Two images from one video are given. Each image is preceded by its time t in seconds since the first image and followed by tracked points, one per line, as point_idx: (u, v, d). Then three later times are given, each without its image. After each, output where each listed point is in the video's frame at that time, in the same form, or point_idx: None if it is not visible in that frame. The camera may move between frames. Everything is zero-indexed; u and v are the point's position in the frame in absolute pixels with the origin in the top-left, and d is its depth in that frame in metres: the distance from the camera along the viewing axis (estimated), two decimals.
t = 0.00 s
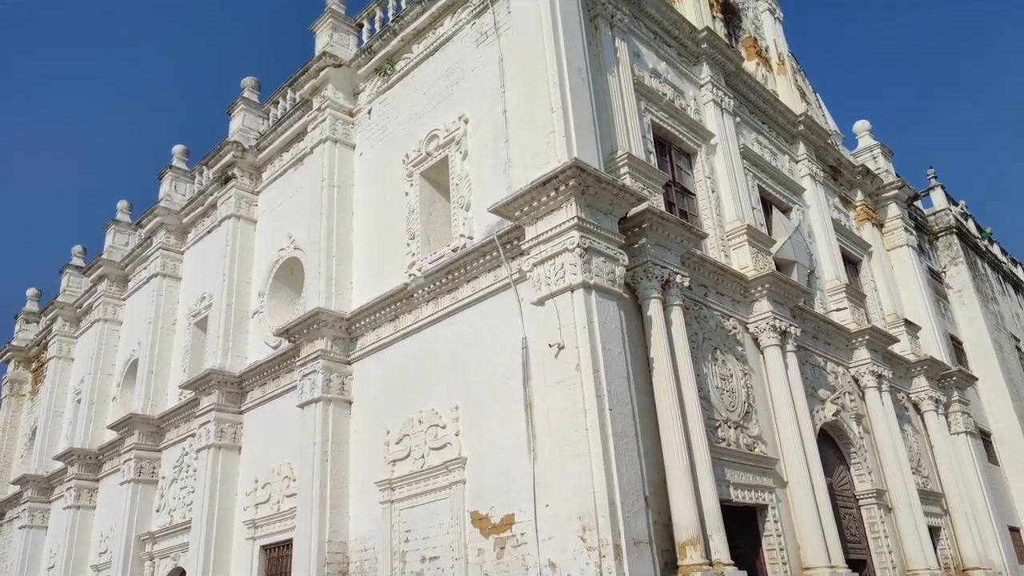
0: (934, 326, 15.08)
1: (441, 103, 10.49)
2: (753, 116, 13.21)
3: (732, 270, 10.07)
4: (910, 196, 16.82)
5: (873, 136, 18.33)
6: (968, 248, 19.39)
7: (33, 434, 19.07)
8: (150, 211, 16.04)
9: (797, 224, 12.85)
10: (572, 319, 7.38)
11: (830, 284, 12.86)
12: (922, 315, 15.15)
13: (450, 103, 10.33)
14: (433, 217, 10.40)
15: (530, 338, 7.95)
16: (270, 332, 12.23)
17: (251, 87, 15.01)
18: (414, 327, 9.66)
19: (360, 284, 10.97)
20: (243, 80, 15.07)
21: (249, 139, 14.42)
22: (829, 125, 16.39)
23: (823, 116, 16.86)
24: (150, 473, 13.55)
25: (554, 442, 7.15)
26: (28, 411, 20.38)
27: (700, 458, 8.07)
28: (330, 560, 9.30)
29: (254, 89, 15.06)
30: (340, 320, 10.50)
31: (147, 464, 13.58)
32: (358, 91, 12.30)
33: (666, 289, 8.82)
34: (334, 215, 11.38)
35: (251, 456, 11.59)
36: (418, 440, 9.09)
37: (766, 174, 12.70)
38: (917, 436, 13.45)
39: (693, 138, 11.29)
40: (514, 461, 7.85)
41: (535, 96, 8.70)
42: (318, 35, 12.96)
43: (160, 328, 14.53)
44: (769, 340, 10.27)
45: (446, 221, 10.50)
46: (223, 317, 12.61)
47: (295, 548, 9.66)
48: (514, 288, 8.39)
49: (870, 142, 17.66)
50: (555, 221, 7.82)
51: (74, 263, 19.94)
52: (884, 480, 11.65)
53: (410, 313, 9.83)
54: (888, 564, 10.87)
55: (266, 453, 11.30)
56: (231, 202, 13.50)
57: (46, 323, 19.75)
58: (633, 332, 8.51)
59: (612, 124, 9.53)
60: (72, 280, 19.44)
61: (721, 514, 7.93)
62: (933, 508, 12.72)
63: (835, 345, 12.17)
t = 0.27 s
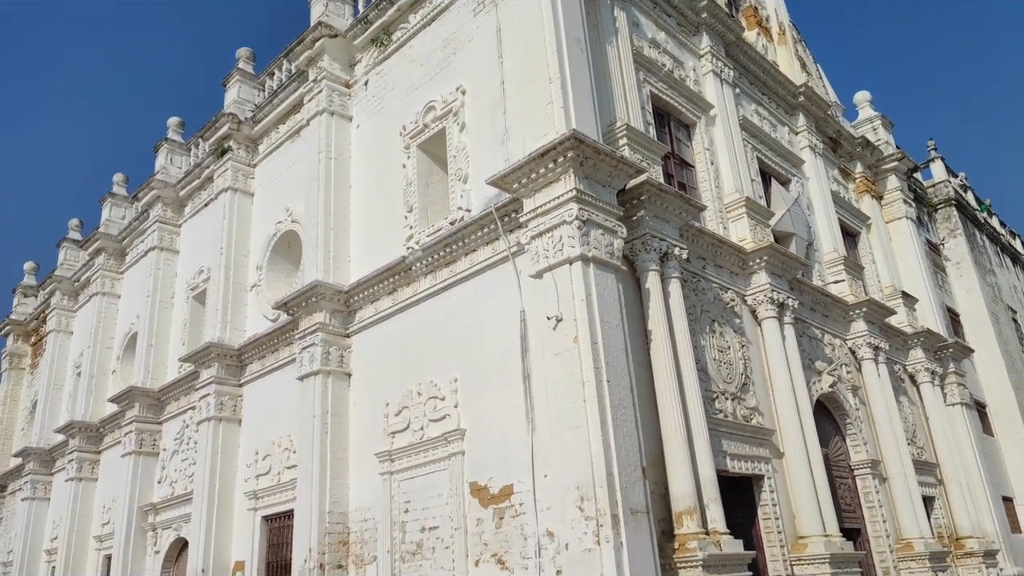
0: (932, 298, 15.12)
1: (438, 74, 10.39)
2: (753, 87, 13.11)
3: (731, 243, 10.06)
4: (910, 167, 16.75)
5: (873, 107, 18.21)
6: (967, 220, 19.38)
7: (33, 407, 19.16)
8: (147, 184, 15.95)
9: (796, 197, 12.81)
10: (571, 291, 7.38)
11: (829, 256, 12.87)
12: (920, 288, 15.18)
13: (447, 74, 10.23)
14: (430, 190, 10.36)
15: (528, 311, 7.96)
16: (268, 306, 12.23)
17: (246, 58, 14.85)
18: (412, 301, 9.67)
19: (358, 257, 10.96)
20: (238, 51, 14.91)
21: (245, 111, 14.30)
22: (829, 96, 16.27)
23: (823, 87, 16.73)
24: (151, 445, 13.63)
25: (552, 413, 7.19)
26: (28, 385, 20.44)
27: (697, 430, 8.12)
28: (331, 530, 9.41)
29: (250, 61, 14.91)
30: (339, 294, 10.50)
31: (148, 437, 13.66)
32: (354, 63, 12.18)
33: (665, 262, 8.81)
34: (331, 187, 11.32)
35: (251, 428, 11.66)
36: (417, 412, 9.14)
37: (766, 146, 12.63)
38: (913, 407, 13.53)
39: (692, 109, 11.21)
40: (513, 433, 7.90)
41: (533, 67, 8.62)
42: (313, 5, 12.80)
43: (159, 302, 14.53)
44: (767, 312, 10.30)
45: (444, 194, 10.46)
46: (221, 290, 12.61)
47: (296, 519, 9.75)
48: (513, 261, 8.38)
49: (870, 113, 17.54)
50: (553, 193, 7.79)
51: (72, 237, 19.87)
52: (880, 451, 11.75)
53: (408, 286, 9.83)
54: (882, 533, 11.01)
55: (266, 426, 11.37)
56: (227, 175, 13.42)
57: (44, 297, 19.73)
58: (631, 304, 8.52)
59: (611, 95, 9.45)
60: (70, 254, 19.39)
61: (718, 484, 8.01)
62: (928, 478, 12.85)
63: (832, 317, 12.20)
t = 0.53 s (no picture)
0: (930, 274, 15.15)
1: (435, 46, 10.29)
2: (754, 61, 12.99)
3: (729, 218, 10.04)
4: (910, 142, 16.67)
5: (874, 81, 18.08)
6: (966, 195, 19.30)
7: (32, 380, 19.21)
8: (142, 157, 15.84)
9: (795, 171, 12.76)
10: (569, 265, 7.37)
11: (827, 231, 12.86)
12: (918, 264, 15.20)
13: (444, 46, 10.13)
14: (428, 163, 10.30)
15: (526, 285, 7.95)
16: (266, 279, 12.22)
17: (242, 29, 14.68)
18: (410, 275, 9.66)
19: (355, 230, 10.93)
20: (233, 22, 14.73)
21: (241, 83, 14.17)
22: (830, 70, 16.15)
23: (824, 60, 16.59)
24: (150, 418, 13.68)
25: (549, 386, 7.22)
26: (26, 358, 20.47)
27: (694, 404, 8.17)
28: (329, 502, 9.48)
29: (245, 32, 14.74)
30: (336, 268, 10.49)
31: (147, 410, 13.72)
32: (351, 34, 12.05)
33: (663, 236, 8.80)
34: (328, 160, 11.26)
35: (249, 402, 11.70)
36: (415, 385, 9.17)
37: (766, 120, 12.56)
38: (908, 382, 13.60)
39: (692, 83, 11.12)
40: (510, 406, 7.94)
41: (532, 38, 8.53)
42: None
43: (156, 276, 14.50)
44: (764, 287, 10.30)
45: (442, 168, 10.40)
46: (219, 264, 12.58)
47: (295, 491, 9.82)
48: (510, 235, 8.36)
49: (871, 87, 17.42)
50: (551, 166, 7.74)
51: (68, 210, 19.76)
52: (874, 425, 11.84)
53: (406, 260, 9.82)
54: (875, 506, 11.12)
55: (265, 399, 11.41)
56: (223, 148, 13.33)
57: (40, 271, 19.67)
58: (628, 279, 8.52)
59: (609, 68, 9.37)
60: (66, 228, 19.30)
61: (713, 458, 8.07)
62: (921, 452, 12.96)
63: (830, 293, 12.22)
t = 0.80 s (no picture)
0: (928, 249, 15.16)
1: (430, 17, 10.16)
2: (753, 32, 12.85)
3: (727, 191, 9.99)
4: (910, 115, 16.55)
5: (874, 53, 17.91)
6: (965, 169, 19.19)
7: (30, 355, 19.24)
8: (136, 131, 15.73)
9: (794, 144, 12.68)
10: (565, 239, 7.34)
11: (825, 205, 12.82)
12: (916, 238, 15.20)
13: (439, 17, 10.01)
14: (423, 136, 10.22)
15: (522, 259, 7.93)
16: (262, 254, 12.19)
17: None
18: (406, 249, 9.63)
19: (351, 204, 10.87)
20: None
21: (234, 55, 14.02)
22: (830, 42, 15.99)
23: (825, 32, 16.41)
24: (149, 392, 13.73)
25: (545, 360, 7.22)
26: (24, 333, 20.48)
27: (690, 377, 8.19)
28: (327, 475, 9.54)
29: (238, 3, 14.55)
30: (332, 242, 10.45)
31: (145, 384, 13.75)
32: (345, 5, 11.90)
33: (660, 209, 8.76)
34: (323, 134, 11.17)
35: (247, 376, 11.73)
36: (411, 359, 9.17)
37: (765, 93, 12.45)
38: (905, 356, 13.64)
39: (690, 54, 11.01)
40: (507, 379, 7.95)
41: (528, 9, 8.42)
42: None
43: (152, 250, 14.46)
44: (762, 261, 10.28)
45: (437, 141, 10.33)
46: (215, 238, 12.55)
47: (293, 464, 9.87)
48: (506, 208, 8.32)
49: (872, 59, 17.26)
50: (547, 139, 7.67)
51: (63, 185, 19.65)
52: (870, 398, 11.89)
53: (402, 234, 9.78)
54: (869, 478, 11.21)
55: (262, 373, 11.43)
56: (217, 121, 13.23)
57: (36, 246, 19.61)
58: (625, 252, 8.49)
59: (606, 39, 9.27)
60: (61, 202, 19.22)
61: (709, 431, 8.10)
62: (917, 425, 13.04)
63: (827, 266, 12.20)
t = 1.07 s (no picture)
0: (926, 221, 15.12)
1: None
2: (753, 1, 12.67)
3: (724, 162, 9.92)
4: (910, 86, 16.40)
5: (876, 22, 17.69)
6: (965, 140, 19.07)
7: (27, 327, 19.24)
8: (129, 101, 15.56)
9: (793, 116, 12.57)
10: (560, 210, 7.29)
11: (824, 177, 12.76)
12: (914, 210, 15.15)
13: None
14: (419, 107, 10.11)
15: (517, 230, 7.89)
16: (257, 225, 12.13)
17: None
18: (401, 220, 9.58)
19: (346, 176, 10.80)
20: None
21: (227, 23, 13.82)
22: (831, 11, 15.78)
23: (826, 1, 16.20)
24: (146, 364, 13.74)
25: (540, 332, 7.21)
26: (21, 305, 20.47)
27: (685, 349, 8.19)
28: (324, 446, 9.58)
29: None
30: (327, 214, 10.39)
31: (142, 356, 13.77)
32: None
33: (657, 181, 8.70)
34: (317, 104, 11.05)
35: (243, 348, 11.73)
36: (407, 331, 9.16)
37: (764, 63, 12.31)
38: (900, 328, 13.67)
39: (689, 23, 10.86)
40: (502, 351, 7.95)
41: None
42: None
43: (147, 222, 14.39)
44: (759, 233, 10.25)
45: (433, 111, 10.22)
46: (209, 210, 12.48)
47: (290, 435, 9.91)
48: (502, 179, 8.26)
49: (873, 29, 17.05)
50: (543, 109, 7.59)
51: (56, 155, 19.50)
52: (865, 370, 11.93)
53: (397, 206, 9.71)
54: (863, 449, 11.28)
55: (258, 345, 11.43)
56: (211, 91, 13.09)
57: (31, 217, 19.51)
58: (622, 224, 8.45)
59: (604, 7, 9.13)
60: (55, 173, 19.08)
61: (704, 402, 8.12)
62: (911, 396, 13.11)
63: (824, 239, 12.17)
